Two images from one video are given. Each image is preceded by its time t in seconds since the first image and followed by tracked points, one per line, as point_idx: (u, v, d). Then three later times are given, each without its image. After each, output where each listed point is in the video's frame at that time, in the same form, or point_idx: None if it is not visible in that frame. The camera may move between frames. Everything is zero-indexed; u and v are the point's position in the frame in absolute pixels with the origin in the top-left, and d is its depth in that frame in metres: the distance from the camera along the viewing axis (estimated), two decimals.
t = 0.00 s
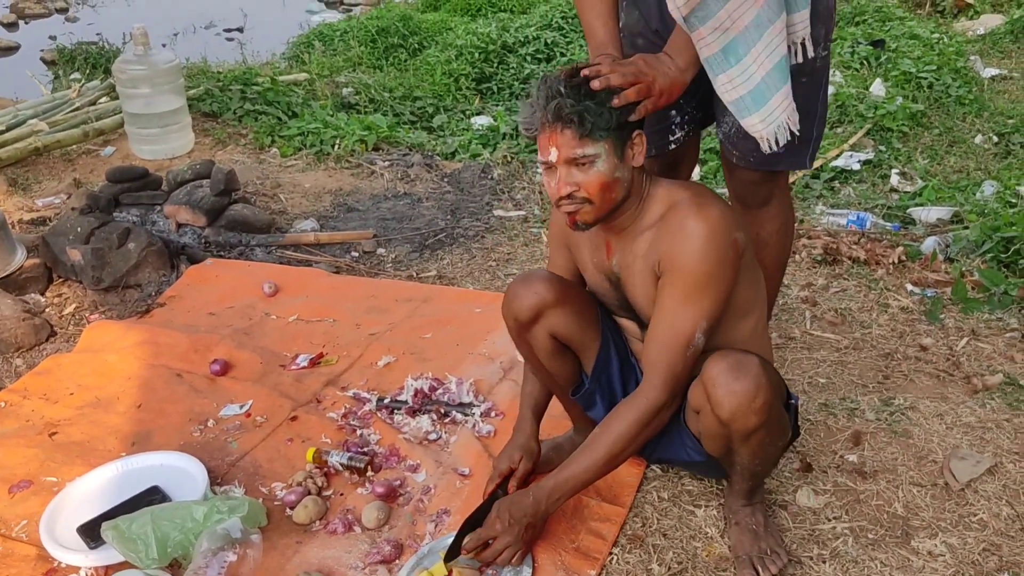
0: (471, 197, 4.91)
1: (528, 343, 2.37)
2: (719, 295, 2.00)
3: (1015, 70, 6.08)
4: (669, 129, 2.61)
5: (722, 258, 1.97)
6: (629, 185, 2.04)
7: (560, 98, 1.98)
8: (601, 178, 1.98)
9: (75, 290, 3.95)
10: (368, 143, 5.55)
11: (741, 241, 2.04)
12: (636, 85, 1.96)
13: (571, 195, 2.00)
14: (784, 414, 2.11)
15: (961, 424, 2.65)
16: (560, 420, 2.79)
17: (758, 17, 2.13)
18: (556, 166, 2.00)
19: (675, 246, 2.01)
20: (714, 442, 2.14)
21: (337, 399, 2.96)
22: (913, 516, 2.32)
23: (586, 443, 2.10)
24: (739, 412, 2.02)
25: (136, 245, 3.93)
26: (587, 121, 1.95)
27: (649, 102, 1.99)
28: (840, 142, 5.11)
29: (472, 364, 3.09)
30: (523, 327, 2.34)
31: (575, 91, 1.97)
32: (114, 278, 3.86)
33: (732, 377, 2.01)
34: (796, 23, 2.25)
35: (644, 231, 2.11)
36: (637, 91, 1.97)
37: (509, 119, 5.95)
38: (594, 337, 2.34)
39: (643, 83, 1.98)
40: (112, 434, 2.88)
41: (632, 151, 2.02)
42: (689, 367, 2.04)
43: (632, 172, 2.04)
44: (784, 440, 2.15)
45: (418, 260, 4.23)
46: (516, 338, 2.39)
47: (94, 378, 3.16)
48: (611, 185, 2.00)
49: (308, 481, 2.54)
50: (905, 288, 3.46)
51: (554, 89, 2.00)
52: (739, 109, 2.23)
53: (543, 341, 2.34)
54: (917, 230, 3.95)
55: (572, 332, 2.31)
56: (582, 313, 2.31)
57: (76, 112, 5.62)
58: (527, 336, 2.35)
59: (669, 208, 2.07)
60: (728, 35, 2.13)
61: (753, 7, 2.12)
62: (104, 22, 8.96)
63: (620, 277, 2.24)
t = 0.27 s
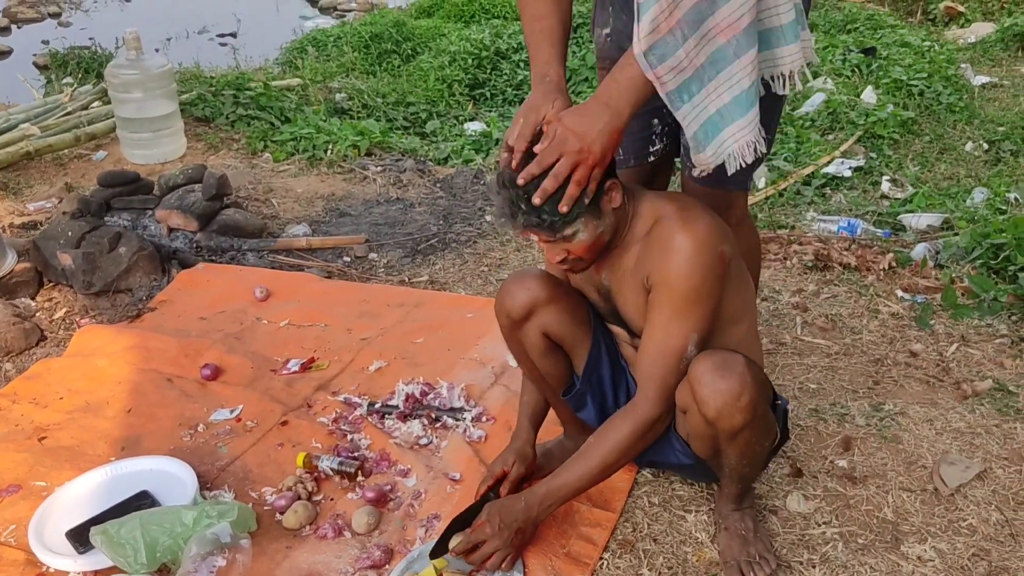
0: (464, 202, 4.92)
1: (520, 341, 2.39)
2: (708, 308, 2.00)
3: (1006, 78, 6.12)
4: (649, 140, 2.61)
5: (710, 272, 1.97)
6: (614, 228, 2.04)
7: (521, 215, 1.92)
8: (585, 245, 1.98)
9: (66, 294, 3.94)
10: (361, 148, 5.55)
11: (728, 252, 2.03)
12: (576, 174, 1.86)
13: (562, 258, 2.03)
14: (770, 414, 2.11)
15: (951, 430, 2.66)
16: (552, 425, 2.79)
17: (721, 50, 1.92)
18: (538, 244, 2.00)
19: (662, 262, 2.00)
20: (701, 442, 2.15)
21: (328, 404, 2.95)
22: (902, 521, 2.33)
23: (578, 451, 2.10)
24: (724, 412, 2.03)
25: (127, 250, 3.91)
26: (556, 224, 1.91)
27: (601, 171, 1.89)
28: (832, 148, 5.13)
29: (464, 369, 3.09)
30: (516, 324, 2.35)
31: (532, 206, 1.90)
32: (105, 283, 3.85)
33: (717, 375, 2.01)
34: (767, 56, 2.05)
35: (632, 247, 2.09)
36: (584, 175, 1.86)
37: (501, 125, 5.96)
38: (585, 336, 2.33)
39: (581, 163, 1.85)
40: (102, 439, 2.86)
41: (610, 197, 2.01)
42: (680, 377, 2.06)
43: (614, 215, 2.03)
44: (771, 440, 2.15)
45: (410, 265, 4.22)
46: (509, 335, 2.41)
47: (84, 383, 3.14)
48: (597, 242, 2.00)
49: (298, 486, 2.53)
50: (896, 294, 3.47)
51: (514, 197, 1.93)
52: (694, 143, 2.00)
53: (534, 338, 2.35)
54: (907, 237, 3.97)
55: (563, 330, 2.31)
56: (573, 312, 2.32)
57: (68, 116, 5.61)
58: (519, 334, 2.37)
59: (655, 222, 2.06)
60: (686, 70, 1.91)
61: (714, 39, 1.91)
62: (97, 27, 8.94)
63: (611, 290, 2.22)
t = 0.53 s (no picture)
0: (460, 205, 4.92)
1: (513, 349, 2.40)
2: (695, 311, 2.00)
3: (1000, 81, 6.15)
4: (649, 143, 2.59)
5: (696, 276, 1.98)
6: (603, 221, 2.04)
7: (522, 171, 1.90)
8: (575, 229, 1.97)
9: (62, 296, 3.93)
10: (357, 151, 5.55)
11: (715, 255, 2.04)
12: (585, 147, 1.84)
13: (548, 245, 1.99)
14: (759, 427, 2.11)
15: (945, 431, 2.67)
16: (547, 427, 2.79)
17: (693, 54, 1.96)
18: (528, 223, 1.96)
19: (649, 267, 2.00)
20: (691, 455, 2.16)
21: (324, 406, 2.95)
22: (897, 522, 2.34)
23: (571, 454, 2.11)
24: (712, 428, 2.04)
25: (123, 252, 3.92)
26: (554, 192, 1.90)
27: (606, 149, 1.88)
28: (827, 151, 5.15)
29: (460, 371, 3.09)
30: (509, 331, 2.36)
31: (536, 165, 1.88)
32: (101, 285, 3.84)
33: (705, 393, 2.02)
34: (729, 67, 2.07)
35: (619, 251, 2.11)
36: (592, 149, 1.85)
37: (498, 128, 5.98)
38: (578, 343, 2.32)
39: (591, 138, 1.84)
40: (98, 441, 2.86)
41: (602, 190, 2.01)
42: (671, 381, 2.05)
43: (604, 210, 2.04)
44: (760, 453, 2.16)
45: (406, 267, 4.23)
46: (502, 343, 2.42)
47: (80, 385, 3.14)
48: (587, 231, 1.99)
49: (294, 487, 2.53)
50: (890, 296, 3.49)
51: (518, 156, 1.91)
52: (666, 153, 1.99)
53: (527, 346, 2.35)
54: (902, 239, 3.99)
55: (555, 337, 2.31)
56: (565, 319, 2.31)
57: (64, 119, 5.61)
58: (512, 342, 2.38)
59: (641, 227, 2.06)
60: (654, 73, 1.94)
61: (683, 47, 1.95)
62: (93, 30, 8.95)
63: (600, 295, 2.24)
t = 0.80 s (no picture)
0: (460, 205, 4.94)
1: (508, 356, 2.41)
2: (690, 319, 2.01)
3: (999, 81, 6.16)
4: (657, 141, 2.66)
5: (690, 282, 1.98)
6: (594, 236, 2.05)
7: (509, 191, 1.91)
8: (565, 245, 1.98)
9: (63, 296, 3.95)
10: (357, 151, 5.56)
11: (707, 260, 2.05)
12: (572, 163, 1.84)
13: (539, 262, 2.01)
14: (762, 424, 2.12)
15: (944, 429, 2.68)
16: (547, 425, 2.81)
17: (747, 85, 2.06)
18: (518, 240, 1.98)
19: (641, 274, 2.00)
20: (694, 453, 2.16)
21: (325, 405, 2.97)
22: (895, 520, 2.35)
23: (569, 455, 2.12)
24: (716, 427, 2.05)
25: (125, 252, 3.93)
26: (544, 209, 1.90)
27: (595, 164, 1.88)
28: (826, 151, 5.16)
29: (460, 370, 3.11)
30: (502, 339, 2.37)
31: (523, 184, 1.88)
32: (102, 285, 3.85)
33: (709, 392, 2.03)
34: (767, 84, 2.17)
35: (612, 262, 2.11)
36: (579, 166, 1.85)
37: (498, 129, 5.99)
38: (571, 349, 2.34)
39: (578, 155, 1.84)
40: (100, 440, 2.87)
41: (592, 205, 2.02)
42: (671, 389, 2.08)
43: (595, 224, 2.05)
44: (764, 452, 2.17)
45: (407, 267, 4.24)
46: (497, 351, 2.43)
47: (82, 384, 3.15)
48: (577, 247, 2.00)
49: (296, 486, 2.54)
50: (890, 295, 3.50)
51: (505, 175, 1.92)
52: (728, 179, 2.14)
53: (520, 353, 2.37)
54: (901, 239, 4.00)
55: (549, 343, 2.32)
56: (559, 325, 2.32)
57: (65, 119, 5.62)
58: (506, 350, 2.39)
59: (632, 236, 2.07)
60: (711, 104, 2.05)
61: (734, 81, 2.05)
62: (94, 30, 8.96)
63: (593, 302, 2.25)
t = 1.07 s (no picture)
0: (460, 203, 4.94)
1: (510, 358, 2.42)
2: (691, 319, 2.02)
3: (999, 80, 6.16)
4: (646, 146, 2.67)
5: (690, 282, 1.99)
6: (591, 238, 2.04)
7: (503, 194, 1.91)
8: (561, 248, 1.97)
9: (64, 295, 3.95)
10: (358, 150, 5.57)
11: (707, 260, 2.06)
12: (562, 164, 1.85)
13: (536, 266, 2.01)
14: (763, 425, 2.13)
15: (943, 427, 2.68)
16: (547, 423, 2.81)
17: (766, 109, 2.08)
18: (513, 243, 1.98)
19: (641, 275, 2.01)
20: (694, 454, 2.17)
21: (326, 403, 2.97)
22: (895, 517, 2.35)
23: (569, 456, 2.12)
24: (717, 429, 2.05)
25: (125, 250, 3.92)
26: (537, 211, 1.90)
27: (587, 163, 1.88)
28: (827, 150, 5.16)
29: (460, 368, 3.11)
30: (505, 342, 2.39)
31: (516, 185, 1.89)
32: (103, 283, 3.86)
33: (710, 394, 2.03)
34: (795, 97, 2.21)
35: (610, 264, 2.11)
36: (571, 166, 1.85)
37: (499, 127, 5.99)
38: (575, 351, 2.34)
39: (569, 155, 1.85)
40: (101, 438, 2.88)
41: (588, 206, 2.01)
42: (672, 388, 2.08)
43: (591, 227, 2.04)
44: (763, 452, 2.18)
45: (407, 265, 4.25)
46: (499, 353, 2.45)
47: (83, 382, 3.16)
48: (573, 249, 1.99)
49: (296, 483, 2.55)
50: (890, 293, 3.50)
51: (498, 179, 1.92)
52: (755, 204, 2.11)
53: (523, 356, 2.38)
54: (901, 237, 4.00)
55: (551, 347, 2.33)
56: (561, 328, 2.33)
57: (65, 118, 5.63)
58: (508, 352, 2.41)
59: (630, 238, 2.07)
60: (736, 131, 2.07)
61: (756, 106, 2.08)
62: (94, 30, 8.97)
63: (594, 306, 2.24)
